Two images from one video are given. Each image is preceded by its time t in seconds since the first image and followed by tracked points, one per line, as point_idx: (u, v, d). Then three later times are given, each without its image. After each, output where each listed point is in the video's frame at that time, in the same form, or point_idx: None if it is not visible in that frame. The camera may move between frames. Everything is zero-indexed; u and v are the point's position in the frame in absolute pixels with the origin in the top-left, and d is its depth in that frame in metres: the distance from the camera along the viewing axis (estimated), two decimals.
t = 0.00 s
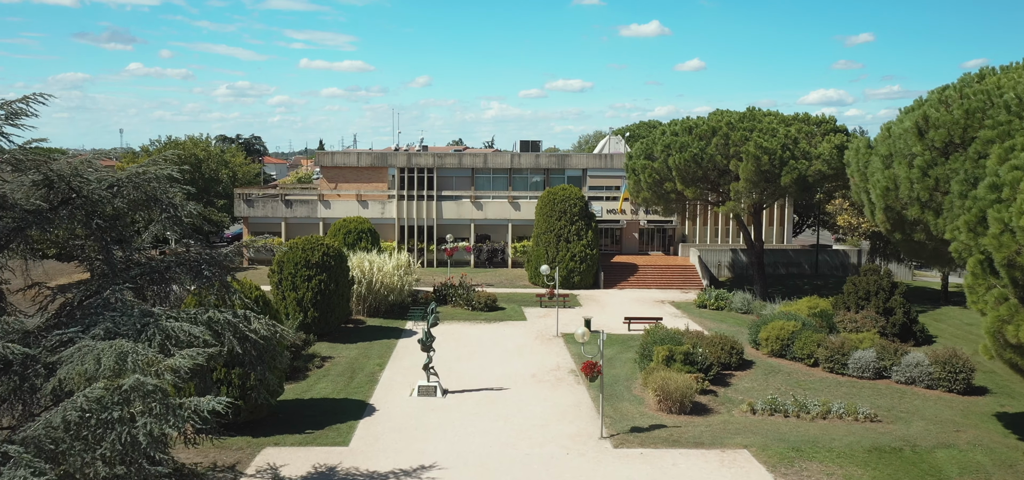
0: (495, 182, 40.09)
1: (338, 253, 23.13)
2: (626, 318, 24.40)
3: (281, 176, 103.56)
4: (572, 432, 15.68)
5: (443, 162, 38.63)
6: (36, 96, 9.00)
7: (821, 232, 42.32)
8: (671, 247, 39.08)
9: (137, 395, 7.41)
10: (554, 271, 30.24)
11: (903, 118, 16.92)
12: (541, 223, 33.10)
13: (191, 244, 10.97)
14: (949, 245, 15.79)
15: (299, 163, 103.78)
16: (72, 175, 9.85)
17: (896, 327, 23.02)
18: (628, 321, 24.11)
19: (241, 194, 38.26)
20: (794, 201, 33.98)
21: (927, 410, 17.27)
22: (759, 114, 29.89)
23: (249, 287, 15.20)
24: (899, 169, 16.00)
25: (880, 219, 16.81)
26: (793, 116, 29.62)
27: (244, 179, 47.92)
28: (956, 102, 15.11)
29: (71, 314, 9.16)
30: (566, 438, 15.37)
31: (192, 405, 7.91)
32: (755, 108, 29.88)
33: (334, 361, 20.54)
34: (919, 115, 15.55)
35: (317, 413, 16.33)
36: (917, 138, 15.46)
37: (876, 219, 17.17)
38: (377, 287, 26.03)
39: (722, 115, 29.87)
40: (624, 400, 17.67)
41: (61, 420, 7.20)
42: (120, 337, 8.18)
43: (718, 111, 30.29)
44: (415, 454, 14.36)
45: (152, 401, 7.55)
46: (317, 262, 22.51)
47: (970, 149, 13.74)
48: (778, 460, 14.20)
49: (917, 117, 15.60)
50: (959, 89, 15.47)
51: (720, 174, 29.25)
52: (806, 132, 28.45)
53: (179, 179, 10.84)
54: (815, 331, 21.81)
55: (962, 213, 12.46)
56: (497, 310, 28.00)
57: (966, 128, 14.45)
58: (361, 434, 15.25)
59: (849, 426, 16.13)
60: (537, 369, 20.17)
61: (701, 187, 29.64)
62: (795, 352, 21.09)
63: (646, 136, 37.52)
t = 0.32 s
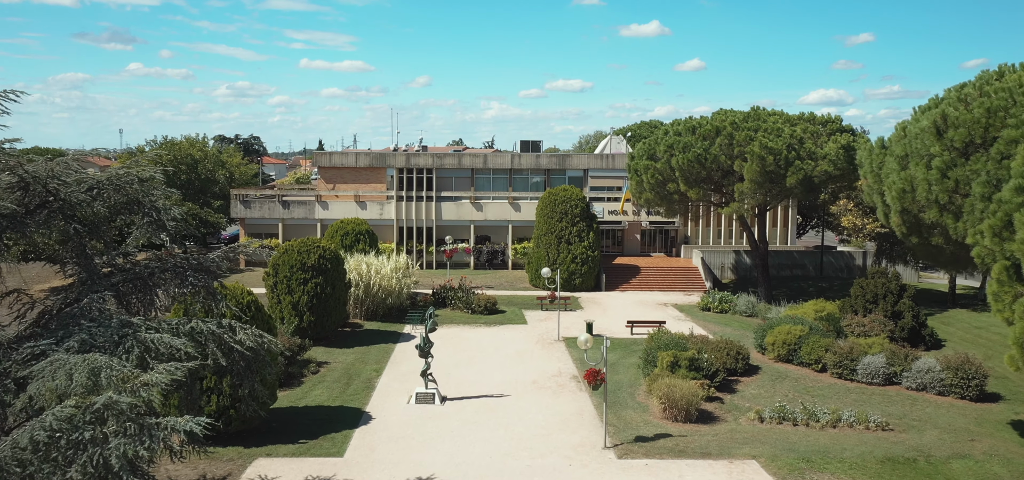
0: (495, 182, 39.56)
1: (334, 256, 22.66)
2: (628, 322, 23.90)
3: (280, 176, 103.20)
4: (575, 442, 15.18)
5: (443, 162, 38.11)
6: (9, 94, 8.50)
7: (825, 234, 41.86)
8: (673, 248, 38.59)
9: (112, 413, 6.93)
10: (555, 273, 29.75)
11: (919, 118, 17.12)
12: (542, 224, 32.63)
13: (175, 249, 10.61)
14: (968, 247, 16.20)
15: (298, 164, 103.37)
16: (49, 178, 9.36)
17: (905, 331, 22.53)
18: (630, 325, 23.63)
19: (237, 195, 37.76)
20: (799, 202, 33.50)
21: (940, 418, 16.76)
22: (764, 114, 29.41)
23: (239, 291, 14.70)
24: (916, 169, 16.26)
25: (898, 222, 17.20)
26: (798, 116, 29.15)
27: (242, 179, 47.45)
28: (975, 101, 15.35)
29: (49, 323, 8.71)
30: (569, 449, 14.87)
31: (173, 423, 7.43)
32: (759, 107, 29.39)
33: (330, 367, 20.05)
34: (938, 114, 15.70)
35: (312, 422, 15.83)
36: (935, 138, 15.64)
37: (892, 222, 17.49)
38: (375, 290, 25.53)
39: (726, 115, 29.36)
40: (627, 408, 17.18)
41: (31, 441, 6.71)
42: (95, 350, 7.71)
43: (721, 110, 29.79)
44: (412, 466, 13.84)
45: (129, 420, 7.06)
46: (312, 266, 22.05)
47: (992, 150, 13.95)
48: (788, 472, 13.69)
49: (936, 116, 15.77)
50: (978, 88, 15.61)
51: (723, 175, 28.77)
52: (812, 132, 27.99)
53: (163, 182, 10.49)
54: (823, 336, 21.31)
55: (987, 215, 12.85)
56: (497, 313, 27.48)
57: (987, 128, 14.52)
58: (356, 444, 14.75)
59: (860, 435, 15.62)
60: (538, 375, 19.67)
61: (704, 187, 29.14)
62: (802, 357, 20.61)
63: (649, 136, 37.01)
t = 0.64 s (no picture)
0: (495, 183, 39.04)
1: (330, 258, 22.16)
2: (630, 326, 23.40)
3: (279, 176, 102.73)
4: (576, 452, 14.69)
5: (442, 162, 37.59)
6: None
7: (829, 235, 41.35)
8: (675, 249, 38.11)
9: (79, 435, 6.47)
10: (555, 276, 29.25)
11: (936, 117, 17.02)
12: (542, 226, 32.14)
13: (156, 254, 10.18)
14: (986, 252, 16.37)
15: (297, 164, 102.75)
16: (22, 180, 8.89)
17: (913, 336, 22.05)
18: (632, 329, 23.15)
19: (233, 195, 37.25)
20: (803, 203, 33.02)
21: (952, 426, 16.26)
22: (768, 113, 28.92)
23: (229, 295, 14.25)
24: (932, 169, 16.15)
25: (913, 225, 16.99)
26: (803, 116, 28.65)
27: (239, 179, 46.94)
28: (994, 99, 15.22)
29: (20, 334, 8.25)
30: (569, 459, 14.37)
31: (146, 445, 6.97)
32: (763, 107, 28.89)
33: (325, 373, 19.55)
34: (956, 113, 15.56)
35: (305, 430, 15.34)
36: (952, 138, 15.53)
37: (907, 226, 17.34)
38: (372, 292, 25.03)
39: (729, 115, 28.85)
40: (629, 416, 16.68)
41: None
42: (65, 364, 7.25)
43: (724, 110, 29.28)
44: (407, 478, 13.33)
45: (98, 442, 6.60)
46: (307, 268, 21.55)
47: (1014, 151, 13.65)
48: None
49: (953, 116, 15.61)
50: (998, 86, 15.43)
51: (727, 175, 28.30)
52: (817, 131, 27.48)
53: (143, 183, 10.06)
54: (830, 340, 20.82)
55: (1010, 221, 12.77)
56: (497, 317, 26.98)
57: (1008, 127, 14.34)
58: (350, 454, 14.25)
59: (870, 445, 15.13)
60: (538, 381, 19.16)
61: (707, 188, 28.65)
62: (808, 363, 20.11)
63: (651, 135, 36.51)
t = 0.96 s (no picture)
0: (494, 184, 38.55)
1: (324, 261, 21.66)
2: (632, 330, 22.91)
3: (278, 176, 102.23)
4: (577, 464, 14.19)
5: (440, 163, 37.11)
6: None
7: (833, 236, 40.84)
8: (676, 251, 37.65)
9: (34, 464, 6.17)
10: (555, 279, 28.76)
11: (951, 117, 16.77)
12: (542, 228, 31.66)
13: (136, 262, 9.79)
14: (1005, 257, 15.91)
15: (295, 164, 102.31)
16: None
17: (921, 340, 21.60)
18: (634, 333, 22.67)
19: (229, 197, 36.75)
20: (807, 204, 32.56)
21: (964, 436, 15.77)
22: (771, 113, 28.42)
23: (217, 302, 13.87)
24: (948, 171, 15.98)
25: (928, 231, 16.54)
26: (807, 115, 28.17)
27: (236, 180, 46.44)
28: (1013, 98, 15.17)
29: None
30: (570, 471, 13.88)
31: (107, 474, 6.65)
32: (767, 107, 28.39)
33: (319, 380, 19.05)
34: (975, 112, 15.44)
35: (298, 441, 14.85)
36: (971, 139, 15.41)
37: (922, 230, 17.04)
38: (368, 296, 24.53)
39: (732, 114, 28.37)
40: (632, 425, 16.19)
41: None
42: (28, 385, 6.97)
43: (727, 109, 28.79)
44: None
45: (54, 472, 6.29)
46: (301, 272, 21.08)
47: None
48: None
49: (972, 115, 15.48)
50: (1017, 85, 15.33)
51: (730, 176, 27.83)
52: (821, 131, 27.00)
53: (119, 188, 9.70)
54: (837, 346, 20.33)
55: None
56: (496, 320, 26.49)
57: None
58: (342, 467, 13.76)
59: (881, 456, 14.63)
60: (538, 388, 18.67)
61: (710, 189, 28.19)
62: (815, 369, 19.62)
63: (652, 136, 36.03)
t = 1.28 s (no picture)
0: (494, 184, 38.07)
1: (320, 264, 21.15)
2: (634, 334, 22.41)
3: (276, 176, 101.73)
4: (579, 475, 13.71)
5: (439, 163, 36.66)
6: None
7: (837, 237, 40.34)
8: (679, 252, 37.19)
9: None
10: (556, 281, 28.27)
11: (970, 117, 16.38)
12: (542, 229, 31.20)
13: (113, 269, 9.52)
14: None
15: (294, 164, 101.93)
16: None
17: (930, 345, 21.15)
18: (637, 337, 22.20)
19: (225, 198, 36.27)
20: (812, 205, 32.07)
21: (979, 445, 15.29)
22: (776, 112, 27.94)
23: (207, 307, 13.39)
24: (968, 172, 15.57)
25: (946, 236, 16.06)
26: (813, 115, 27.69)
27: (233, 181, 45.96)
28: None
29: None
30: None
31: None
32: (771, 106, 27.91)
33: (314, 386, 18.56)
34: (997, 111, 15.03)
35: (291, 451, 14.35)
36: (993, 139, 15.01)
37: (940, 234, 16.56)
38: (365, 299, 24.05)
39: (736, 114, 27.88)
40: (636, 434, 15.71)
41: None
42: None
43: (731, 109, 28.29)
44: None
45: None
46: (296, 275, 20.59)
47: None
48: None
49: (994, 114, 15.07)
50: None
51: (734, 177, 27.36)
52: (827, 131, 26.50)
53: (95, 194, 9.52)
54: (845, 351, 19.85)
55: None
56: (496, 324, 26.01)
57: None
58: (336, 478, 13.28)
59: (893, 466, 14.15)
60: (538, 395, 18.19)
61: (713, 190, 27.72)
62: (823, 374, 19.14)
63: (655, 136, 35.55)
